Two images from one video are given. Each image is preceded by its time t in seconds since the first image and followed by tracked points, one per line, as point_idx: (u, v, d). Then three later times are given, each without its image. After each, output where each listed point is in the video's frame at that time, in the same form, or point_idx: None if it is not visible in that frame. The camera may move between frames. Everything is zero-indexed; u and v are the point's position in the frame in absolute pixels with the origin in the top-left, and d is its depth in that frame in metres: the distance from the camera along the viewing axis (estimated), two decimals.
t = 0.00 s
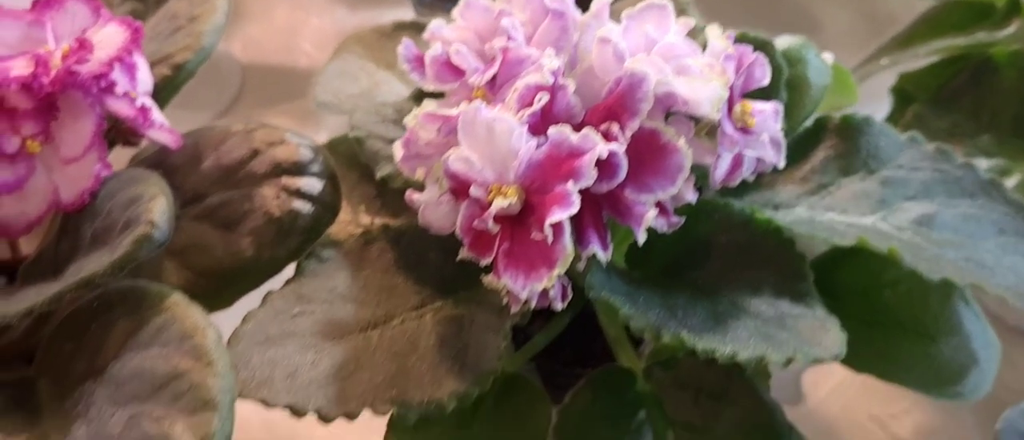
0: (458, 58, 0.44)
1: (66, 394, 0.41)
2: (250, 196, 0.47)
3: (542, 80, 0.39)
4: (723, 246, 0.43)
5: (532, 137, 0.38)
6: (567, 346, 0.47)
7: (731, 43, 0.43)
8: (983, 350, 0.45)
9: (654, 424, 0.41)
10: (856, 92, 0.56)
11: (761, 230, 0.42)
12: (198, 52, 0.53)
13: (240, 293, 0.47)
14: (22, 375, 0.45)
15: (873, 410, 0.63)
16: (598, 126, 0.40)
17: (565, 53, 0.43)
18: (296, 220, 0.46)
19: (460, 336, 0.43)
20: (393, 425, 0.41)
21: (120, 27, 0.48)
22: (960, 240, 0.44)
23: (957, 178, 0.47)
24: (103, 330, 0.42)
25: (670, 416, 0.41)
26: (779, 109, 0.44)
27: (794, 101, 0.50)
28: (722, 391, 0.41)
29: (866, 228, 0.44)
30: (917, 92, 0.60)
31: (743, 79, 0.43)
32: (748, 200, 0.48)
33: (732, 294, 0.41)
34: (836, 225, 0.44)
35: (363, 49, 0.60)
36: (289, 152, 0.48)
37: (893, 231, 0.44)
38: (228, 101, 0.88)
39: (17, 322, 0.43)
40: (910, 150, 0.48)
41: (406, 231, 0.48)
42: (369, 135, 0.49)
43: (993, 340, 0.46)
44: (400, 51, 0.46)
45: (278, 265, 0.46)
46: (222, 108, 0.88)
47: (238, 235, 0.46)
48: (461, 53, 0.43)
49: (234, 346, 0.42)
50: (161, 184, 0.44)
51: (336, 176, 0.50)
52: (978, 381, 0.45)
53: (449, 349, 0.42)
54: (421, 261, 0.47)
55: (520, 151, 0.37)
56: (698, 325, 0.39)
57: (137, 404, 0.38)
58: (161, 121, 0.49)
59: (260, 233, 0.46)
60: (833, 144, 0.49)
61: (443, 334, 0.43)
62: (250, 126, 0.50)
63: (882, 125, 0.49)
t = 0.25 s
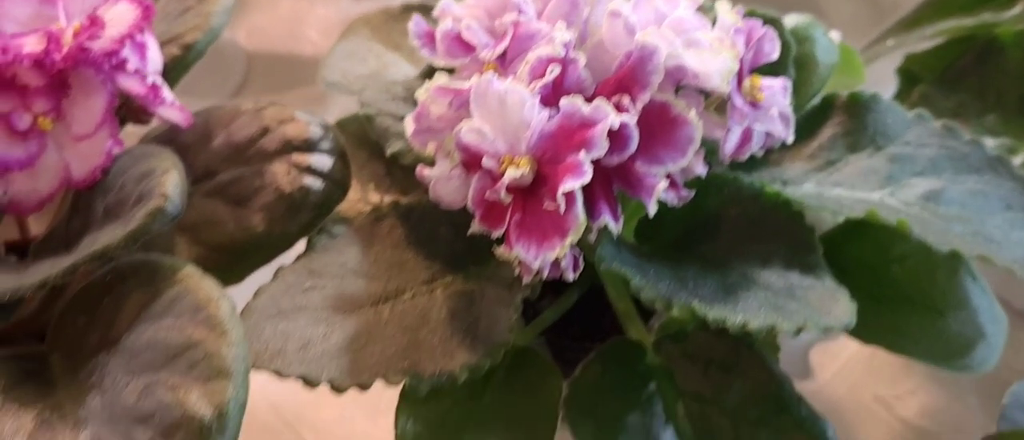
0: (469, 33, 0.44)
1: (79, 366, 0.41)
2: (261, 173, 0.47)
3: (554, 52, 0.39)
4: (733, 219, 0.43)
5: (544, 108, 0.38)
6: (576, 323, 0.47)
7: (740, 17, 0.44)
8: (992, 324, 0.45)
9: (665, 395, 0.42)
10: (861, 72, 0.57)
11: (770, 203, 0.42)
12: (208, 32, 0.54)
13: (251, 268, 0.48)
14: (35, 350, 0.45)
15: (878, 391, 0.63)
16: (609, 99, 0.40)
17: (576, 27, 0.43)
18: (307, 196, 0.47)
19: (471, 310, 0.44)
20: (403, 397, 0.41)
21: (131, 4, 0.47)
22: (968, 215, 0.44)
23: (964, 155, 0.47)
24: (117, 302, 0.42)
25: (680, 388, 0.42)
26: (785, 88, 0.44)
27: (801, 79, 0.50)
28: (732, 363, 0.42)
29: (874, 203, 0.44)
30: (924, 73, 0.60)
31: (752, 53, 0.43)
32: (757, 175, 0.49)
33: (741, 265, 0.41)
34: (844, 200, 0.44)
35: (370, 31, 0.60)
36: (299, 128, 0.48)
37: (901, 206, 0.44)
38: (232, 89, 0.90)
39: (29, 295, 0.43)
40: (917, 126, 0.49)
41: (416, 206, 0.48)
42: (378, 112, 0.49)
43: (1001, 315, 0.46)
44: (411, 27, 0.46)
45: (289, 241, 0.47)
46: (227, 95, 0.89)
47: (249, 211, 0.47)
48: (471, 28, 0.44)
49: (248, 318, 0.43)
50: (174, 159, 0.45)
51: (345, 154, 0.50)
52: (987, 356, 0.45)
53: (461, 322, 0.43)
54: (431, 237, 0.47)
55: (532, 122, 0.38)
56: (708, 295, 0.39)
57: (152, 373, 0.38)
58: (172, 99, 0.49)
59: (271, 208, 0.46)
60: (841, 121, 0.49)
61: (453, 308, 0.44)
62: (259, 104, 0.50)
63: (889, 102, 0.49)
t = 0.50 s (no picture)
0: (477, 8, 0.44)
1: (93, 337, 0.42)
2: (271, 149, 0.48)
3: (564, 24, 0.40)
4: (740, 192, 0.44)
5: (555, 79, 0.39)
6: (584, 297, 0.48)
7: None
8: (995, 296, 0.45)
9: (674, 366, 0.42)
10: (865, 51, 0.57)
11: (777, 176, 0.43)
12: (217, 13, 0.54)
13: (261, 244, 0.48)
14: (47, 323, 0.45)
15: (881, 371, 0.64)
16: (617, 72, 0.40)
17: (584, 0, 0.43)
18: (317, 172, 0.47)
19: (482, 283, 0.44)
20: (416, 365, 0.42)
21: None
22: (971, 189, 0.45)
23: (968, 131, 0.48)
24: (130, 274, 0.42)
25: (688, 358, 0.42)
26: (792, 63, 0.45)
27: (806, 57, 0.51)
28: (740, 334, 0.42)
29: (879, 175, 0.45)
30: (927, 54, 0.61)
31: (759, 27, 0.44)
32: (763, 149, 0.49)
33: (748, 236, 0.42)
34: (849, 172, 0.45)
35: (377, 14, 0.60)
36: (309, 106, 0.49)
37: (906, 179, 0.45)
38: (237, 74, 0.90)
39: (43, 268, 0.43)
40: (921, 103, 0.49)
41: (425, 183, 0.49)
42: (387, 90, 0.49)
43: (1003, 287, 0.46)
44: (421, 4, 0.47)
45: (300, 217, 0.47)
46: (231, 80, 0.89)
47: (260, 187, 0.47)
48: (480, 3, 0.44)
49: (260, 290, 0.43)
50: (185, 133, 0.45)
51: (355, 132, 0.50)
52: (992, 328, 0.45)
53: (471, 293, 0.43)
54: (440, 213, 0.48)
55: (543, 92, 0.38)
56: (717, 264, 0.40)
57: (168, 341, 0.38)
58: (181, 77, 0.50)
59: (282, 184, 0.47)
60: (846, 97, 0.50)
61: (464, 281, 0.44)
62: (269, 83, 0.51)
63: (894, 79, 0.50)
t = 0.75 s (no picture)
0: None
1: (106, 309, 0.42)
2: (282, 126, 0.48)
3: None
4: (745, 166, 0.44)
5: (564, 52, 0.39)
6: (591, 273, 0.48)
7: None
8: (996, 269, 0.46)
9: (681, 336, 0.43)
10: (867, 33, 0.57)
11: (782, 150, 0.43)
12: None
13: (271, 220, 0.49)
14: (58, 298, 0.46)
15: (881, 352, 0.65)
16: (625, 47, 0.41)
17: None
18: (327, 148, 0.47)
19: (491, 256, 0.44)
20: (427, 336, 0.42)
21: None
22: (973, 163, 0.45)
23: (969, 108, 0.48)
24: (145, 245, 0.43)
25: (695, 329, 0.43)
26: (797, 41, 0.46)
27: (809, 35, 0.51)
28: (744, 305, 0.43)
29: (882, 148, 0.45)
30: (927, 36, 0.62)
31: (764, 4, 0.44)
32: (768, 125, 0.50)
33: (754, 209, 0.42)
34: (852, 146, 0.45)
35: None
36: (318, 85, 0.49)
37: (909, 153, 0.45)
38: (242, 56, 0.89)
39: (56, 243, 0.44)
40: (922, 81, 0.50)
41: (434, 160, 0.49)
42: (396, 69, 0.50)
43: (1004, 261, 0.47)
44: None
45: (310, 193, 0.48)
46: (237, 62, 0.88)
47: (270, 164, 0.48)
48: None
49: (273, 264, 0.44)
50: (197, 110, 0.46)
51: (363, 112, 0.51)
52: (992, 300, 0.46)
53: (480, 267, 0.44)
54: (449, 191, 0.48)
55: (553, 64, 0.39)
56: (723, 234, 0.40)
57: (182, 311, 0.39)
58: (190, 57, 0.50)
59: (292, 161, 0.47)
60: (848, 75, 0.52)
61: (473, 255, 0.44)
62: (278, 64, 0.51)
63: (895, 59, 0.51)
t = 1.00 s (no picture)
0: None
1: (117, 280, 0.42)
2: (289, 101, 0.49)
3: None
4: (750, 137, 0.45)
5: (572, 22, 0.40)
6: (597, 247, 0.49)
7: None
8: (998, 241, 0.46)
9: (687, 306, 0.43)
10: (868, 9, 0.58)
11: (786, 120, 0.44)
12: None
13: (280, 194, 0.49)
14: (69, 271, 0.46)
15: (883, 332, 0.65)
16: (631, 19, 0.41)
17: None
18: (335, 123, 0.48)
19: (499, 227, 0.45)
20: (436, 305, 0.43)
21: None
22: (974, 135, 0.46)
23: (970, 83, 0.49)
24: (156, 216, 0.43)
25: (701, 298, 0.43)
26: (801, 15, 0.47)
27: (812, 12, 0.52)
28: (749, 274, 0.44)
29: (885, 120, 0.46)
30: (927, 15, 0.62)
31: None
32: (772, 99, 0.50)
33: (759, 179, 0.43)
34: (856, 117, 0.46)
35: None
36: (326, 61, 0.49)
37: (911, 125, 0.46)
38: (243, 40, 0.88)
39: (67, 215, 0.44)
40: (924, 57, 0.51)
41: (441, 135, 0.50)
42: (402, 45, 0.50)
43: (1005, 234, 0.47)
44: None
45: (319, 167, 0.48)
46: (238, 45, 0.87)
47: (278, 139, 0.48)
48: None
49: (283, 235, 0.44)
50: (205, 84, 0.46)
51: (370, 88, 0.51)
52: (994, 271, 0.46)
53: (488, 238, 0.44)
54: (456, 165, 0.49)
55: (561, 34, 0.39)
56: (729, 202, 0.41)
57: (194, 278, 0.39)
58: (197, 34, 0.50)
59: (300, 135, 0.48)
60: (851, 51, 0.52)
61: (481, 226, 0.45)
62: (285, 42, 0.52)
63: (897, 36, 0.51)
